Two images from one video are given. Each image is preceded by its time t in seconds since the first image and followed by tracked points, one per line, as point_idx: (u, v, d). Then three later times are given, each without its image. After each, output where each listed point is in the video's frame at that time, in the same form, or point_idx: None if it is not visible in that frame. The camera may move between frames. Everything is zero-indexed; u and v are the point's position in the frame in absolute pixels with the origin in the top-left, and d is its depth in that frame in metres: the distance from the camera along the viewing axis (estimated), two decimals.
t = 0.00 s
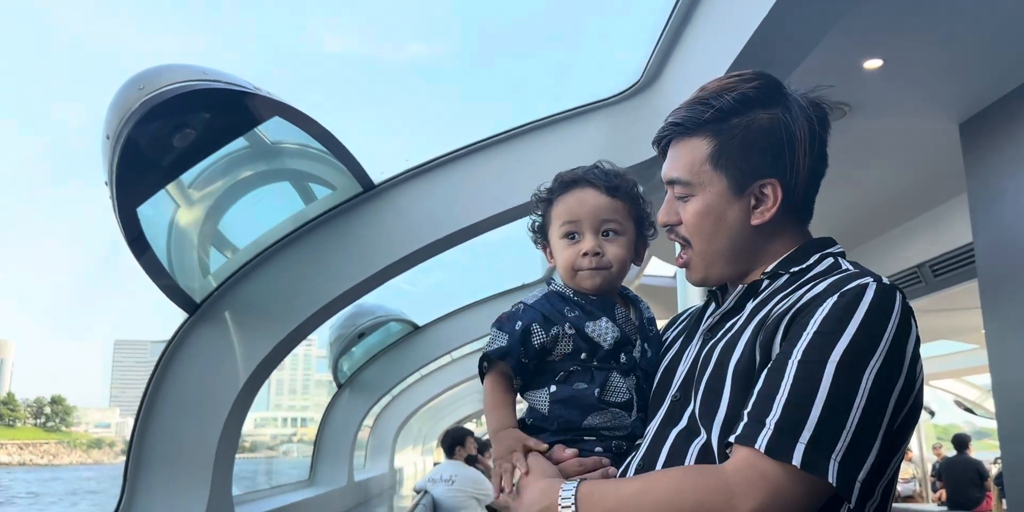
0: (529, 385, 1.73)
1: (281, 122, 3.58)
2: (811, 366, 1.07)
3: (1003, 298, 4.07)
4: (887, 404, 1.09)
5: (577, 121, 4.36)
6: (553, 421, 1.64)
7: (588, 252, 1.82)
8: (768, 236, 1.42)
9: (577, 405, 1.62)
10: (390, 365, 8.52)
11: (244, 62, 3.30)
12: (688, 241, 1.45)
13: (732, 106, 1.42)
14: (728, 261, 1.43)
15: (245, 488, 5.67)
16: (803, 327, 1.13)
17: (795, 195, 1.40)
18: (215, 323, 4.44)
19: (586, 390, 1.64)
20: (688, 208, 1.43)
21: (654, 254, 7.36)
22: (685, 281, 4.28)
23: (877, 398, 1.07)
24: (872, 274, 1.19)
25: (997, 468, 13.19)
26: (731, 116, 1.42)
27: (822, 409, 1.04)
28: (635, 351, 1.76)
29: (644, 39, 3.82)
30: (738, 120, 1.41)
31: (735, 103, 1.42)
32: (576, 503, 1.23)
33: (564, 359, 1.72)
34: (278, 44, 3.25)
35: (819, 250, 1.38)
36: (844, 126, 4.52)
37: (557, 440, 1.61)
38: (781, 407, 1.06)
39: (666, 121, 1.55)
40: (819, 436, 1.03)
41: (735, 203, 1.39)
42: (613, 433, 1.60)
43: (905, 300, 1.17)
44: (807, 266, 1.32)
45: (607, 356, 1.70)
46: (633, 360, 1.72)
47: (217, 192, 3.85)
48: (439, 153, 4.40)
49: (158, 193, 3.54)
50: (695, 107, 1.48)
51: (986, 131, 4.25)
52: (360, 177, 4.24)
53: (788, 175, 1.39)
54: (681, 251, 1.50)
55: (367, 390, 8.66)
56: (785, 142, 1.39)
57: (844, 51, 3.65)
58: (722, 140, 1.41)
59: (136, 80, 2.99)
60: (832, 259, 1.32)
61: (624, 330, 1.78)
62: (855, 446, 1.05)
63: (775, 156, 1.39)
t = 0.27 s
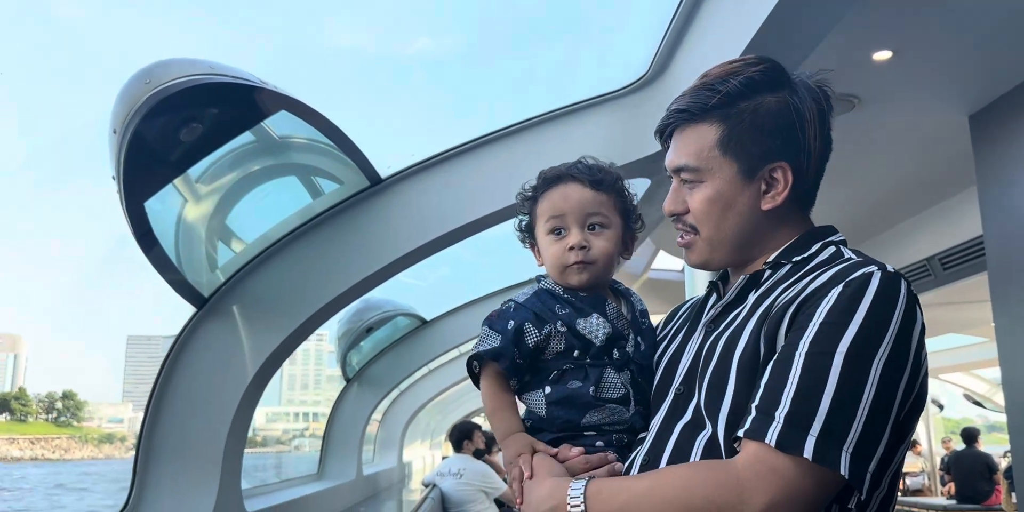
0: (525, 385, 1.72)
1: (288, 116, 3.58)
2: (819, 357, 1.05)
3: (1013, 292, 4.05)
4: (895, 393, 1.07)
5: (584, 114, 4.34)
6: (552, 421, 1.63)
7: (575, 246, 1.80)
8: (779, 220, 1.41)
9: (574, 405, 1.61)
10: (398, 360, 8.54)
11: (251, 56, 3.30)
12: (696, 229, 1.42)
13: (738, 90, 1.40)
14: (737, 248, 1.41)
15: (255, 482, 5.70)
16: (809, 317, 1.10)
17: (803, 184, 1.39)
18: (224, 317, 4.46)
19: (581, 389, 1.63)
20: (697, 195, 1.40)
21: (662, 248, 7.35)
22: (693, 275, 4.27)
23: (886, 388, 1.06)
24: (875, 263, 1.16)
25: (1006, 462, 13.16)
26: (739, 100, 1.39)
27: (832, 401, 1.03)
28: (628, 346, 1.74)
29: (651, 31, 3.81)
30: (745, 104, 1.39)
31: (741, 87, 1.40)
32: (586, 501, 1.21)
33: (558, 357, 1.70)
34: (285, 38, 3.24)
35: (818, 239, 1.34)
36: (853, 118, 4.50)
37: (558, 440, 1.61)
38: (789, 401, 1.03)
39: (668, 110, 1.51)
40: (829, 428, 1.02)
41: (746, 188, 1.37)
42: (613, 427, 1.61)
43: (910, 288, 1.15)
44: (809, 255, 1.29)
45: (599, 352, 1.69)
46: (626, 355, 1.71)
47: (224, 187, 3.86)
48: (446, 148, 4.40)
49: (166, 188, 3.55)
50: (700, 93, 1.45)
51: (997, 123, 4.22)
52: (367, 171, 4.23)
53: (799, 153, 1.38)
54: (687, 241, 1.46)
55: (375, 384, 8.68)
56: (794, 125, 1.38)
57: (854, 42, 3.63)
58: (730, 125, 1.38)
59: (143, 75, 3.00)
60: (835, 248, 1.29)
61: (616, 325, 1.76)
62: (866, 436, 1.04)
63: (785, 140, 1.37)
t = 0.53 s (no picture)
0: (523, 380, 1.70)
1: (299, 110, 3.59)
2: (817, 343, 1.02)
3: None
4: (895, 378, 1.03)
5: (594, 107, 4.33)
6: (549, 418, 1.62)
7: (556, 250, 1.80)
8: (790, 201, 1.38)
9: (566, 402, 1.60)
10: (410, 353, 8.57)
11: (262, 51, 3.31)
12: (704, 212, 1.41)
13: (747, 73, 1.40)
14: (744, 231, 1.39)
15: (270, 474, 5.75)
16: (807, 304, 1.07)
17: (810, 170, 1.37)
18: (237, 311, 4.49)
19: (573, 386, 1.62)
20: (706, 177, 1.39)
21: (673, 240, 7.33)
22: (704, 267, 4.26)
23: (886, 375, 1.01)
24: (875, 249, 1.12)
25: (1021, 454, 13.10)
26: (747, 83, 1.39)
27: (830, 387, 0.99)
28: (618, 341, 1.74)
29: (661, 22, 3.78)
30: (755, 86, 1.38)
31: (750, 70, 1.40)
32: (587, 494, 1.21)
33: (548, 355, 1.70)
34: (294, 33, 3.25)
35: (821, 229, 1.32)
36: (865, 108, 4.46)
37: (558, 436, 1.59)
38: (787, 388, 1.01)
39: (677, 97, 1.52)
40: (827, 415, 0.98)
41: (756, 167, 1.35)
42: (609, 417, 1.59)
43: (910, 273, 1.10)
44: (810, 243, 1.26)
45: (587, 349, 1.69)
46: (615, 350, 1.70)
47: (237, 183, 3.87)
48: (455, 142, 4.40)
49: (177, 184, 3.57)
50: (709, 77, 1.45)
51: (1011, 113, 4.18)
52: (377, 165, 4.24)
53: (807, 136, 1.36)
54: (694, 225, 1.45)
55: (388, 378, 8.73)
56: (802, 107, 1.37)
57: (866, 32, 3.60)
58: (740, 105, 1.38)
59: (156, 71, 3.00)
60: (836, 236, 1.26)
61: (604, 320, 1.76)
62: (866, 425, 1.00)
63: (794, 121, 1.36)
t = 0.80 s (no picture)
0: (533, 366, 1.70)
1: (316, 106, 3.60)
2: (804, 327, 1.02)
3: None
4: (886, 361, 1.02)
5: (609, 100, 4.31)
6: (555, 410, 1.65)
7: (564, 263, 1.77)
8: (795, 185, 1.38)
9: (573, 396, 1.63)
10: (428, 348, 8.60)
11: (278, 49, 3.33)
12: (708, 190, 1.41)
13: (761, 53, 1.39)
14: (745, 213, 1.38)
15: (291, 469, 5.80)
16: (794, 289, 1.08)
17: (816, 156, 1.35)
18: (258, 307, 4.53)
19: (578, 379, 1.65)
20: (713, 154, 1.39)
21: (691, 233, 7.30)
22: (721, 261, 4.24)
23: (874, 359, 1.01)
24: (863, 230, 1.12)
25: None
26: (760, 64, 1.38)
27: (818, 370, 0.99)
28: (626, 331, 1.75)
29: (676, 14, 3.76)
30: (768, 67, 1.37)
31: (764, 51, 1.39)
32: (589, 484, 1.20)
33: (558, 346, 1.71)
34: (309, 29, 3.26)
35: (816, 214, 1.31)
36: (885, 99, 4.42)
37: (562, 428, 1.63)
38: (776, 373, 1.01)
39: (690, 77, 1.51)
40: (817, 398, 0.98)
41: (762, 146, 1.34)
42: (615, 409, 1.61)
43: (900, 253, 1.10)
44: (806, 227, 1.26)
45: (594, 339, 1.70)
46: (623, 341, 1.71)
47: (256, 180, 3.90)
48: (471, 136, 4.41)
49: (196, 181, 3.60)
50: (723, 56, 1.44)
51: None
52: (393, 161, 4.26)
53: (817, 120, 1.35)
54: (697, 204, 1.45)
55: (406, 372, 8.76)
56: (814, 90, 1.36)
57: (884, 22, 3.56)
58: (752, 84, 1.37)
59: (174, 69, 3.04)
60: (833, 218, 1.25)
61: (611, 311, 1.76)
62: (856, 408, 0.99)
63: (806, 104, 1.35)
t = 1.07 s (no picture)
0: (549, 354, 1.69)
1: (335, 104, 3.61)
2: (814, 319, 1.01)
3: None
4: (895, 352, 1.01)
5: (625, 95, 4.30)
6: (574, 397, 1.65)
7: (584, 254, 1.75)
8: (805, 176, 1.35)
9: (593, 382, 1.63)
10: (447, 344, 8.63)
11: (295, 48, 3.35)
12: (718, 177, 1.38)
13: (776, 42, 1.37)
14: (756, 199, 1.36)
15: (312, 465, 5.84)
16: (799, 280, 1.07)
17: (831, 146, 1.34)
18: (278, 304, 4.56)
19: (597, 367, 1.64)
20: (727, 139, 1.36)
21: (709, 228, 7.27)
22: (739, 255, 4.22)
23: (883, 351, 1.00)
24: (864, 217, 1.11)
25: None
26: (775, 52, 1.36)
27: (830, 363, 0.98)
28: (648, 320, 1.74)
29: (693, 9, 3.74)
30: (783, 55, 1.35)
31: (779, 40, 1.38)
32: (611, 472, 1.20)
33: (579, 331, 1.71)
34: (326, 28, 3.27)
35: (822, 202, 1.29)
36: (905, 91, 4.38)
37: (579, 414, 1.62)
38: (789, 368, 1.00)
39: (703, 64, 1.49)
40: (833, 392, 0.97)
41: (777, 134, 1.32)
42: (632, 398, 1.61)
43: (902, 239, 1.09)
44: (809, 216, 1.24)
45: (615, 326, 1.70)
46: (645, 331, 1.71)
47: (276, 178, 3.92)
48: (486, 133, 4.42)
49: (216, 181, 3.63)
50: (739, 42, 1.42)
51: None
52: (410, 158, 4.27)
53: (831, 110, 1.34)
54: (705, 192, 1.42)
55: (425, 369, 8.79)
56: (827, 79, 1.35)
57: (904, 15, 3.52)
58: (767, 71, 1.35)
59: (194, 68, 3.06)
60: (835, 207, 1.23)
61: (633, 298, 1.76)
62: (872, 401, 0.99)
63: (820, 93, 1.34)
